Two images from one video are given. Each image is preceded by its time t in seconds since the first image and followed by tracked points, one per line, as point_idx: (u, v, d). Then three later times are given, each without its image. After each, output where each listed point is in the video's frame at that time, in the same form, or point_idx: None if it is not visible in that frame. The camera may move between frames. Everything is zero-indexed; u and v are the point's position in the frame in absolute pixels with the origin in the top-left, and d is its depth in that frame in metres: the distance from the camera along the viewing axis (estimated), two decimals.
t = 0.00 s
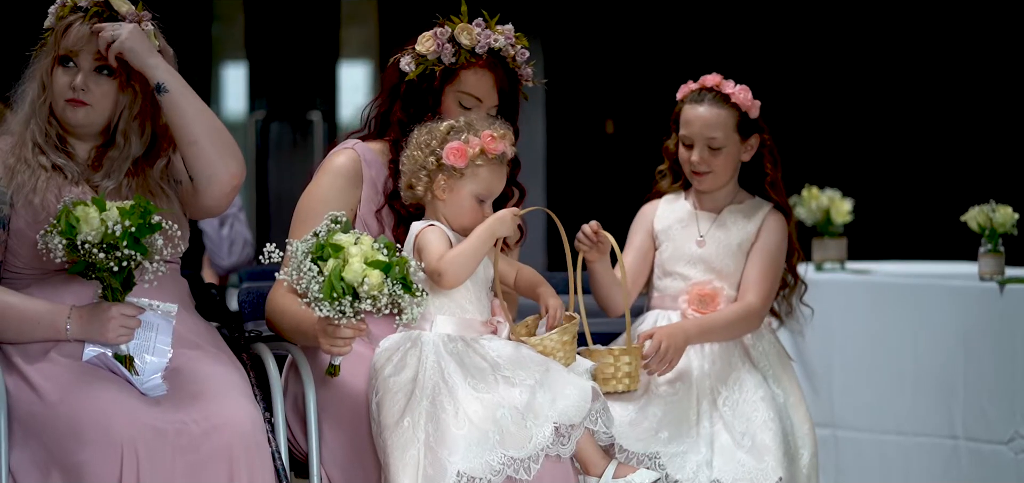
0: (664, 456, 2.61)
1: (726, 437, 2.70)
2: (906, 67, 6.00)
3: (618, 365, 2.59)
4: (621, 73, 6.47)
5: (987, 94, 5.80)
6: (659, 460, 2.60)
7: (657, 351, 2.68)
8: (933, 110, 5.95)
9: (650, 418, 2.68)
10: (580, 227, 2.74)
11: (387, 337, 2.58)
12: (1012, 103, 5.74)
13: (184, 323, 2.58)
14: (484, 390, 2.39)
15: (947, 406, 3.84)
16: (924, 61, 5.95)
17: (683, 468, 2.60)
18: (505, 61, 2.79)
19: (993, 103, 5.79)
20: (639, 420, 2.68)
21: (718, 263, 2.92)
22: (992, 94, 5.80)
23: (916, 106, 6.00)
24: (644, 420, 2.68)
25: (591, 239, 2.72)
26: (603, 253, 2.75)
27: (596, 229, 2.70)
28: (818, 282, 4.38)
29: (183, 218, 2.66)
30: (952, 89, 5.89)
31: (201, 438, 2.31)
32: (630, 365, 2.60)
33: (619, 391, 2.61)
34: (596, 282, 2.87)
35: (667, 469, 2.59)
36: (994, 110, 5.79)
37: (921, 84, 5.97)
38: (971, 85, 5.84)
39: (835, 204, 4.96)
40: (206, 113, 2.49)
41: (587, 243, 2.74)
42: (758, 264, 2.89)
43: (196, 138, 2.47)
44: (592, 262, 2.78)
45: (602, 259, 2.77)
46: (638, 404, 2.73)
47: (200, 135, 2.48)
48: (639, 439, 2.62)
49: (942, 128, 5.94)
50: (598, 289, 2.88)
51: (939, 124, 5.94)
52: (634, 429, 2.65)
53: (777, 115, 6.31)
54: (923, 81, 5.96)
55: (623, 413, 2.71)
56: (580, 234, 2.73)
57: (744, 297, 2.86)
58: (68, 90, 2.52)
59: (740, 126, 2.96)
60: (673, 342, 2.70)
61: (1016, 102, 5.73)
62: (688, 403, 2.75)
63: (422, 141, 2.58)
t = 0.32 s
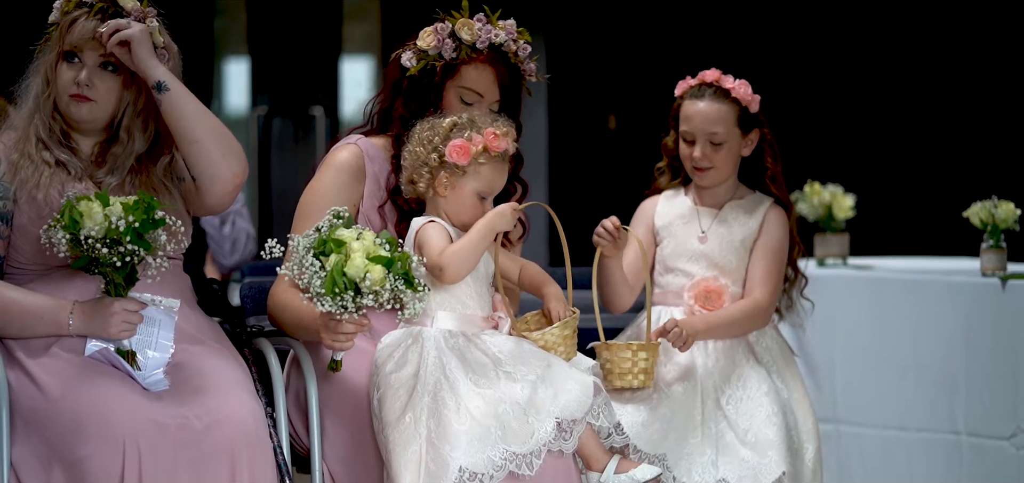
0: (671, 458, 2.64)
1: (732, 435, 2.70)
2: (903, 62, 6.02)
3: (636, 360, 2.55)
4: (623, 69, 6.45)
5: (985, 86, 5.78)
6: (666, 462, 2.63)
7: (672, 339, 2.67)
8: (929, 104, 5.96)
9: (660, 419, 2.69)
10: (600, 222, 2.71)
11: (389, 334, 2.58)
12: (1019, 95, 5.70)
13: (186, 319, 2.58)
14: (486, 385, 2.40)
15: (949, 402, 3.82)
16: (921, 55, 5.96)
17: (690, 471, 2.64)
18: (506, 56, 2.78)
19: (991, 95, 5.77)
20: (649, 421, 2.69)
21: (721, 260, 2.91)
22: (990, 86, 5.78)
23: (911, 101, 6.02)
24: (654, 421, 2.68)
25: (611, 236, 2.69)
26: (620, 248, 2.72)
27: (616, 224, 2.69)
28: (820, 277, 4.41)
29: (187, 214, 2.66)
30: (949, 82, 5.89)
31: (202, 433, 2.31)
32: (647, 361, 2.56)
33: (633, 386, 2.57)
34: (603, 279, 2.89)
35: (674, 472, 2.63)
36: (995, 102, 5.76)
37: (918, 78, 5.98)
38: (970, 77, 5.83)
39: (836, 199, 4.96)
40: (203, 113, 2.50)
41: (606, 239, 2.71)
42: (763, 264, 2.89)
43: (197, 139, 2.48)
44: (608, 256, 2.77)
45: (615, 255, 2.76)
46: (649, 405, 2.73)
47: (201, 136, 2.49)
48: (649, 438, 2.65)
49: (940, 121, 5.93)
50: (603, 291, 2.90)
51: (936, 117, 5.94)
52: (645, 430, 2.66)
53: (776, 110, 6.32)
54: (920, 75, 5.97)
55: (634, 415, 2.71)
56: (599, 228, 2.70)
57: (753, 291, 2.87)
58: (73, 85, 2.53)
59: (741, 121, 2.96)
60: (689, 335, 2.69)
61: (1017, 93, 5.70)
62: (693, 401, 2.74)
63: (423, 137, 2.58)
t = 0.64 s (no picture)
0: (674, 455, 2.62)
1: (733, 433, 2.70)
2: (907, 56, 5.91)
3: (644, 358, 2.51)
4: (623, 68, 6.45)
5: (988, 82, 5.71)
6: (669, 459, 2.61)
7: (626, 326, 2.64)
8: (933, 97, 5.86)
9: (665, 417, 2.67)
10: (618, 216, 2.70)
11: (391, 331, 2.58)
12: None
13: (188, 316, 2.58)
14: (488, 383, 2.40)
15: (951, 401, 3.83)
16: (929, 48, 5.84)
17: (693, 469, 2.62)
18: (507, 53, 2.78)
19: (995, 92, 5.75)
20: (654, 419, 2.67)
21: (721, 257, 2.91)
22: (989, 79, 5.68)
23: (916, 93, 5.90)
24: (659, 419, 2.67)
25: (630, 231, 2.68)
26: (636, 244, 2.71)
27: (636, 220, 2.67)
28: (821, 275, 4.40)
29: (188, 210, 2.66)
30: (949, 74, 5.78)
31: (204, 430, 2.31)
32: (655, 360, 2.52)
33: (641, 384, 2.53)
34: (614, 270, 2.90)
35: (677, 470, 2.61)
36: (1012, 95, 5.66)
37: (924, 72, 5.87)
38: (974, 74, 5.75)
39: (839, 197, 4.96)
40: (218, 120, 2.52)
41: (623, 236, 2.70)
42: (757, 257, 2.89)
43: (211, 146, 2.50)
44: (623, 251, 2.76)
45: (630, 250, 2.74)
46: (653, 402, 2.70)
47: (215, 143, 2.51)
48: (654, 436, 2.63)
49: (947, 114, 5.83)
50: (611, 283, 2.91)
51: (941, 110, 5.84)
52: (650, 428, 2.65)
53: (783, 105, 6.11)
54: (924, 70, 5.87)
55: (638, 412, 2.70)
56: (619, 223, 2.69)
57: (742, 280, 2.87)
58: (71, 80, 2.53)
59: (749, 118, 2.95)
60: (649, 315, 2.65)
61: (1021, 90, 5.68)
62: (695, 400, 2.72)
63: (424, 139, 2.56)
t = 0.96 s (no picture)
0: (665, 462, 2.60)
1: (723, 439, 2.68)
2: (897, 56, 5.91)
3: (636, 365, 2.51)
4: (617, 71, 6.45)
5: (983, 84, 5.73)
6: (660, 466, 2.59)
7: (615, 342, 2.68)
8: (923, 98, 5.90)
9: (655, 424, 2.64)
10: (610, 223, 2.70)
11: (380, 337, 2.58)
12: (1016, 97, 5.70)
13: (178, 321, 2.58)
14: (479, 387, 2.40)
15: (941, 407, 3.82)
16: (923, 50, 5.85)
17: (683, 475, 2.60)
18: (496, 58, 2.78)
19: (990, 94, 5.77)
20: (644, 425, 2.64)
21: (707, 261, 2.90)
22: (986, 85, 5.73)
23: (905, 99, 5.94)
24: (649, 425, 2.63)
25: (621, 238, 2.69)
26: (628, 250, 2.72)
27: (627, 226, 2.68)
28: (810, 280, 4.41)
29: (178, 218, 2.64)
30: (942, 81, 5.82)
31: (193, 435, 2.31)
32: (646, 367, 2.52)
33: (631, 391, 2.54)
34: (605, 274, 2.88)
35: (667, 476, 2.59)
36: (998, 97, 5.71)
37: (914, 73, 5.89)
38: (964, 81, 5.78)
39: (828, 202, 4.97)
40: (196, 148, 2.54)
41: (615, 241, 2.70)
42: (740, 260, 2.88)
43: (191, 180, 2.52)
44: (614, 256, 2.77)
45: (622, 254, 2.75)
46: (643, 408, 2.68)
47: (196, 177, 2.52)
48: (645, 443, 2.59)
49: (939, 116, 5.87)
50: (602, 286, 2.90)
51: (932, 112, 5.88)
52: (640, 434, 2.61)
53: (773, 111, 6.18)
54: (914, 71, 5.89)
55: (628, 419, 2.66)
56: (609, 230, 2.70)
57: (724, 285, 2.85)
58: (60, 84, 2.53)
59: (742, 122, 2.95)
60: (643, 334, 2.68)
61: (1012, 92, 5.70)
62: (685, 408, 2.69)
63: (408, 163, 2.53)
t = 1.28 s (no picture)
0: (659, 465, 2.61)
1: (717, 442, 2.67)
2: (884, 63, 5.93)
3: (630, 369, 2.51)
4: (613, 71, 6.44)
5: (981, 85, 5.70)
6: (655, 469, 2.60)
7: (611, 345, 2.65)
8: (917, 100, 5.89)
9: (649, 427, 2.64)
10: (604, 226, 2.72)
11: (373, 340, 2.59)
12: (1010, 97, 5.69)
13: (172, 323, 2.58)
14: (472, 389, 2.40)
15: (935, 407, 3.82)
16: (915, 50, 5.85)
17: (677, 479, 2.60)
18: (487, 59, 2.76)
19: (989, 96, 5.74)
20: (639, 428, 2.64)
21: (699, 264, 2.90)
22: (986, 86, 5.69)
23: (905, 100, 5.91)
24: (644, 428, 2.64)
25: (615, 241, 2.70)
26: (622, 253, 2.73)
27: (621, 230, 2.69)
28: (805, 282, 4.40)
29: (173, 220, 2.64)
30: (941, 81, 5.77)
31: (187, 437, 2.31)
32: (640, 370, 2.52)
33: (624, 394, 2.53)
34: (599, 276, 2.89)
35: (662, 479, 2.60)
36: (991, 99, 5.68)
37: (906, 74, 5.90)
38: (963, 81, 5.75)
39: (821, 204, 4.97)
40: (201, 150, 2.53)
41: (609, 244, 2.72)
42: (733, 265, 2.86)
43: (190, 177, 2.52)
44: (608, 259, 2.78)
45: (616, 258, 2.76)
46: (637, 411, 2.67)
47: (195, 173, 2.52)
48: (639, 445, 2.60)
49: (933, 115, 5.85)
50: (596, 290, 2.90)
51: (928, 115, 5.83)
52: (635, 438, 2.62)
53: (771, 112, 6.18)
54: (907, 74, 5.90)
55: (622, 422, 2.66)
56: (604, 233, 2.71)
57: (715, 289, 2.84)
58: (56, 86, 2.53)
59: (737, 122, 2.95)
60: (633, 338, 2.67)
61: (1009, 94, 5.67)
62: (679, 411, 2.69)
63: (389, 171, 2.53)
